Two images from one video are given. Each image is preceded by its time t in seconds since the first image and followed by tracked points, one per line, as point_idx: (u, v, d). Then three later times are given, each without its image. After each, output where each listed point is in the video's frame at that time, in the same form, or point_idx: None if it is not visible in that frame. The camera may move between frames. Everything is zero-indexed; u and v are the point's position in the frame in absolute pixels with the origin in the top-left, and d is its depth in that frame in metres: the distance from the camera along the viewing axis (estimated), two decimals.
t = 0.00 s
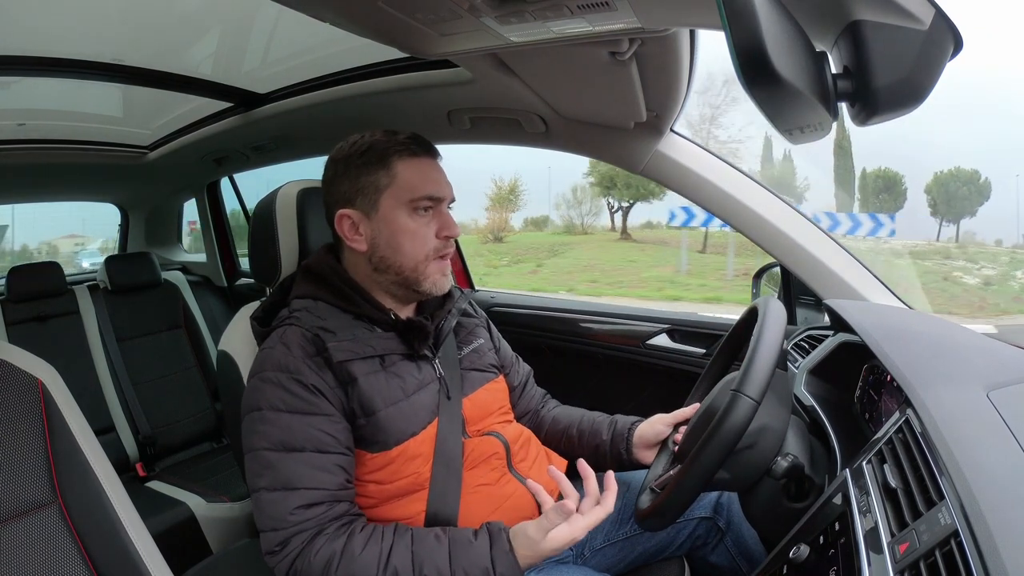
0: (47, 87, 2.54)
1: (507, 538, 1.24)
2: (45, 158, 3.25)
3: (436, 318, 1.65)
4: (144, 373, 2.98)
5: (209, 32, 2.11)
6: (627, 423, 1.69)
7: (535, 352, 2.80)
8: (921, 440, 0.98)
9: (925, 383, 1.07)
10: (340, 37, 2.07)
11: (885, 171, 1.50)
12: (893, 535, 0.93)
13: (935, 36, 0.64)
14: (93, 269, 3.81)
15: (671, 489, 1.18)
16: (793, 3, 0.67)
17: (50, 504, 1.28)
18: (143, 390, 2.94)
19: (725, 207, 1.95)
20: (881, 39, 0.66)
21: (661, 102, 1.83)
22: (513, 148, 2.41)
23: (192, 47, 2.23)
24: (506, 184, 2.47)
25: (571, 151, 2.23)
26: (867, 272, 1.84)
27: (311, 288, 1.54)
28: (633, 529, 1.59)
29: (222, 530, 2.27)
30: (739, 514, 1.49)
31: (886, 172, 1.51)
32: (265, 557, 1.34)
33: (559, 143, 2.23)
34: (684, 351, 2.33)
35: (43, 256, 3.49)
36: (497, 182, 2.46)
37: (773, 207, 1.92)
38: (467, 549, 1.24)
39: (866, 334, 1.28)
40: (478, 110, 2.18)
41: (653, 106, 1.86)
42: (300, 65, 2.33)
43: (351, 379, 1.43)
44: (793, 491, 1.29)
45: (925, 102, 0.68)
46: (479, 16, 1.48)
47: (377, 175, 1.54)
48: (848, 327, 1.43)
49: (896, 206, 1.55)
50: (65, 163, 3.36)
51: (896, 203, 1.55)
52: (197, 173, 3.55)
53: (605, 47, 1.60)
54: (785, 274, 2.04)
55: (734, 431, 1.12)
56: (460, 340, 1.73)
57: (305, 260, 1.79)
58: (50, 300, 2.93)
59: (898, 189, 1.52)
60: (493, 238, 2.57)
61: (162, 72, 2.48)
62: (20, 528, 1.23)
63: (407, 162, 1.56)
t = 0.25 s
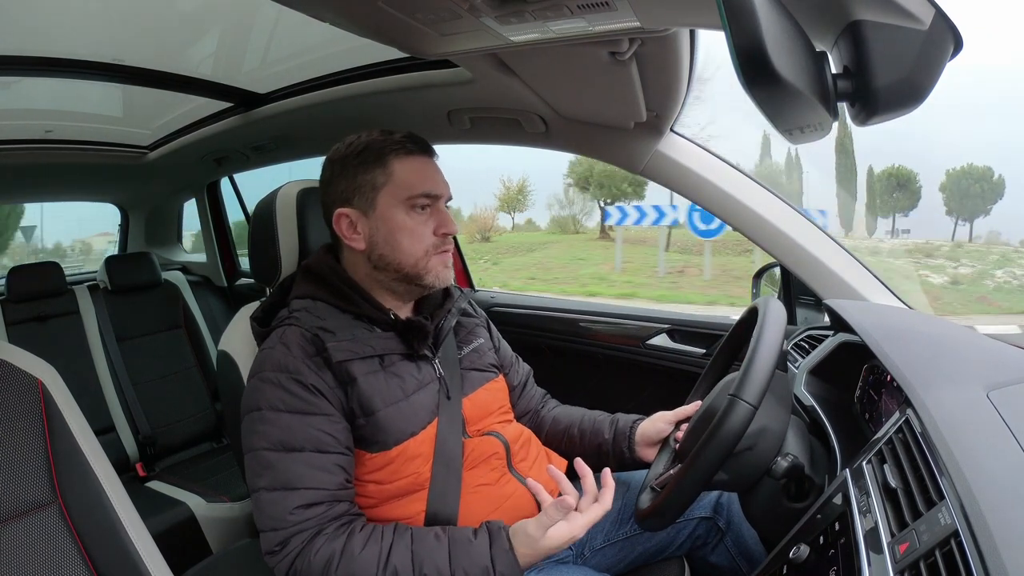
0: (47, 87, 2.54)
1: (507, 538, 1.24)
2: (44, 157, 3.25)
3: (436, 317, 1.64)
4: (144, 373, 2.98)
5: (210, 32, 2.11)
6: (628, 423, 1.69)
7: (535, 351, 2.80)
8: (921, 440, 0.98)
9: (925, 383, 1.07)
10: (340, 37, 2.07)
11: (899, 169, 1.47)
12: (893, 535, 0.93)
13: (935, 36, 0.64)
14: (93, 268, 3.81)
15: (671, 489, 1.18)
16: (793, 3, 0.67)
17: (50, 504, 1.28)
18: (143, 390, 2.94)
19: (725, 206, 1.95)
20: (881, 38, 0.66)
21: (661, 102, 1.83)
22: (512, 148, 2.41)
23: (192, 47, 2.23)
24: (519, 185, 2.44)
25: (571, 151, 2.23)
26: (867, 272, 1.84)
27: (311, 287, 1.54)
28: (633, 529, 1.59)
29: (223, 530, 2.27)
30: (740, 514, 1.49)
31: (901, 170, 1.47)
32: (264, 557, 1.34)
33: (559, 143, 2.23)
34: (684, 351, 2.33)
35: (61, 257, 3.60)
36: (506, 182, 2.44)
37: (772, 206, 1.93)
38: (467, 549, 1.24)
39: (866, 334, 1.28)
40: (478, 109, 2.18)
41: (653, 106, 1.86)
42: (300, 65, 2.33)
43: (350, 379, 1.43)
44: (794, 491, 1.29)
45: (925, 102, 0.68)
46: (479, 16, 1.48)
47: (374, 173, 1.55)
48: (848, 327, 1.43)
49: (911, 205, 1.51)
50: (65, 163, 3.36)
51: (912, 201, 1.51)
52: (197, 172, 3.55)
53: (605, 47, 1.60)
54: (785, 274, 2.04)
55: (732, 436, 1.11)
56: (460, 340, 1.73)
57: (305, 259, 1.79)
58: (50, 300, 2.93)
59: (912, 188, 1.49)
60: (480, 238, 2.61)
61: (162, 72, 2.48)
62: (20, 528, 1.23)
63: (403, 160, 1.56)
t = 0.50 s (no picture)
0: (47, 87, 2.54)
1: (507, 537, 1.24)
2: (44, 158, 3.25)
3: (435, 317, 1.65)
4: (144, 373, 2.98)
5: (209, 32, 2.11)
6: (628, 422, 1.69)
7: (535, 352, 2.80)
8: (921, 440, 0.98)
9: (925, 383, 1.07)
10: (339, 37, 2.07)
11: (915, 166, 1.44)
12: (893, 535, 0.93)
13: (934, 37, 0.64)
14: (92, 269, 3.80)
15: (671, 489, 1.18)
16: (793, 4, 0.67)
17: (50, 504, 1.28)
18: (143, 390, 2.93)
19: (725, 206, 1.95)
20: (880, 39, 0.66)
21: (661, 102, 1.83)
22: (512, 148, 2.41)
23: (192, 47, 2.23)
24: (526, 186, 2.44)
25: (571, 151, 2.23)
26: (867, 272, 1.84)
27: (311, 287, 1.54)
28: (633, 529, 1.59)
29: (222, 530, 2.27)
30: (739, 514, 1.49)
31: (918, 168, 1.45)
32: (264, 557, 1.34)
33: (559, 143, 2.23)
34: (684, 351, 2.33)
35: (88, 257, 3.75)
36: (516, 183, 2.44)
37: (772, 206, 1.93)
38: (467, 548, 1.24)
39: (865, 334, 1.28)
40: (478, 110, 2.18)
41: (653, 106, 1.86)
42: (300, 65, 2.33)
43: (350, 379, 1.43)
44: (793, 491, 1.29)
45: (924, 102, 0.68)
46: (479, 16, 1.48)
47: (375, 171, 1.55)
48: (848, 327, 1.43)
49: (925, 205, 1.49)
50: (65, 164, 3.36)
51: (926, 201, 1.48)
52: (196, 173, 3.55)
53: (605, 47, 1.60)
54: (785, 274, 2.04)
55: (732, 437, 1.11)
56: (460, 340, 1.73)
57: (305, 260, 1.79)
58: (50, 300, 2.93)
59: (927, 186, 1.46)
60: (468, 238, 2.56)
61: (162, 72, 2.48)
62: (20, 528, 1.23)
63: (403, 158, 1.56)
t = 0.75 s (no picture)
0: (47, 87, 2.54)
1: (508, 537, 1.24)
2: (44, 158, 3.25)
3: (434, 316, 1.65)
4: (144, 373, 2.98)
5: (209, 32, 2.11)
6: (629, 422, 1.69)
7: (535, 352, 2.80)
8: (921, 440, 0.98)
9: (925, 383, 1.07)
10: (339, 37, 2.07)
11: (926, 167, 1.43)
12: (893, 535, 0.93)
13: (935, 36, 0.64)
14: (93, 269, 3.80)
15: (671, 489, 1.18)
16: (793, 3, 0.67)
17: (50, 504, 1.28)
18: (143, 390, 2.93)
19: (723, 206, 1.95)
20: (880, 39, 0.66)
21: (661, 102, 1.83)
22: (512, 149, 2.41)
23: (193, 47, 2.23)
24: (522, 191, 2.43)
25: (571, 151, 2.23)
26: (867, 272, 1.84)
27: (310, 287, 1.54)
28: (633, 529, 1.59)
29: (222, 530, 2.27)
30: (739, 514, 1.49)
31: (931, 168, 1.43)
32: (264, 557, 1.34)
33: (559, 144, 2.23)
34: (684, 351, 2.33)
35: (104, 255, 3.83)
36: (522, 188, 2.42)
37: (772, 206, 1.93)
38: (467, 548, 1.24)
39: (865, 334, 1.28)
40: (478, 110, 2.18)
41: (653, 106, 1.86)
42: (300, 65, 2.33)
43: (349, 379, 1.43)
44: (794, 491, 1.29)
45: (924, 102, 0.68)
46: (479, 16, 1.48)
47: (375, 170, 1.55)
48: (847, 327, 1.43)
49: (938, 207, 1.46)
50: (65, 164, 3.36)
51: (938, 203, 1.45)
52: (197, 173, 3.55)
53: (605, 47, 1.60)
54: (785, 274, 2.04)
55: (732, 437, 1.11)
56: (459, 340, 1.73)
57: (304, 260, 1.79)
58: (50, 300, 2.93)
59: (941, 187, 1.44)
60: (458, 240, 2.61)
61: (162, 72, 2.48)
62: (20, 528, 1.24)
63: (403, 156, 1.56)
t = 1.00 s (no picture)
0: (47, 87, 2.54)
1: (508, 537, 1.24)
2: (44, 158, 3.25)
3: (434, 316, 1.65)
4: (144, 373, 2.98)
5: (209, 32, 2.11)
6: (630, 421, 1.69)
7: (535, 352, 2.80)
8: (921, 440, 0.98)
9: (926, 383, 1.07)
10: (340, 37, 2.07)
11: (941, 169, 1.42)
12: (893, 534, 0.93)
13: (935, 36, 0.64)
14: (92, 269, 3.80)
15: (671, 488, 1.19)
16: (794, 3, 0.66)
17: (50, 504, 1.29)
18: (142, 390, 2.93)
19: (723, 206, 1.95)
20: (880, 39, 0.66)
21: (661, 102, 1.83)
22: (512, 149, 2.41)
23: (192, 47, 2.23)
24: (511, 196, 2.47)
25: (571, 151, 2.23)
26: (867, 272, 1.84)
27: (310, 287, 1.54)
28: (633, 529, 1.59)
29: (222, 530, 2.27)
30: (740, 514, 1.49)
31: (948, 171, 1.42)
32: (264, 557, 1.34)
33: (559, 144, 2.23)
34: (684, 351, 2.33)
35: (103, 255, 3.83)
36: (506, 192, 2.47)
37: (772, 206, 1.93)
38: (468, 548, 1.24)
39: (866, 334, 1.28)
40: (478, 110, 2.18)
41: (653, 106, 1.86)
42: (300, 65, 2.32)
43: (349, 379, 1.43)
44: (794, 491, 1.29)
45: (924, 102, 0.68)
46: (480, 16, 1.48)
47: (384, 172, 1.54)
48: (847, 327, 1.43)
49: (955, 210, 1.45)
50: (64, 164, 3.36)
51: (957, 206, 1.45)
52: (197, 173, 3.55)
53: (605, 47, 1.60)
54: (785, 274, 2.04)
55: (731, 438, 1.11)
56: (459, 340, 1.73)
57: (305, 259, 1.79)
58: (50, 300, 2.93)
59: (957, 190, 1.43)
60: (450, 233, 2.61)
61: (162, 72, 2.48)
62: (21, 528, 1.24)
63: (412, 159, 1.56)
